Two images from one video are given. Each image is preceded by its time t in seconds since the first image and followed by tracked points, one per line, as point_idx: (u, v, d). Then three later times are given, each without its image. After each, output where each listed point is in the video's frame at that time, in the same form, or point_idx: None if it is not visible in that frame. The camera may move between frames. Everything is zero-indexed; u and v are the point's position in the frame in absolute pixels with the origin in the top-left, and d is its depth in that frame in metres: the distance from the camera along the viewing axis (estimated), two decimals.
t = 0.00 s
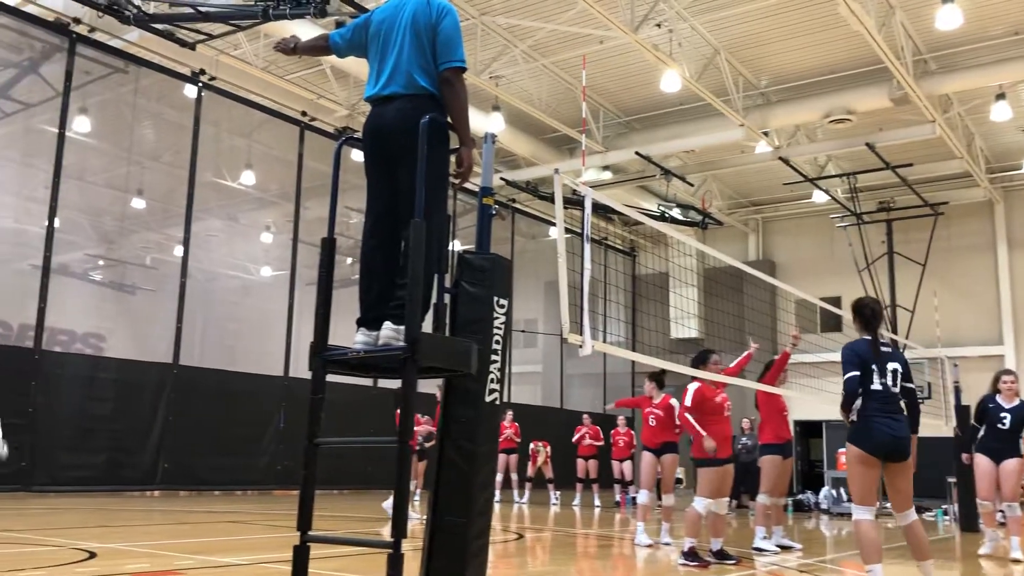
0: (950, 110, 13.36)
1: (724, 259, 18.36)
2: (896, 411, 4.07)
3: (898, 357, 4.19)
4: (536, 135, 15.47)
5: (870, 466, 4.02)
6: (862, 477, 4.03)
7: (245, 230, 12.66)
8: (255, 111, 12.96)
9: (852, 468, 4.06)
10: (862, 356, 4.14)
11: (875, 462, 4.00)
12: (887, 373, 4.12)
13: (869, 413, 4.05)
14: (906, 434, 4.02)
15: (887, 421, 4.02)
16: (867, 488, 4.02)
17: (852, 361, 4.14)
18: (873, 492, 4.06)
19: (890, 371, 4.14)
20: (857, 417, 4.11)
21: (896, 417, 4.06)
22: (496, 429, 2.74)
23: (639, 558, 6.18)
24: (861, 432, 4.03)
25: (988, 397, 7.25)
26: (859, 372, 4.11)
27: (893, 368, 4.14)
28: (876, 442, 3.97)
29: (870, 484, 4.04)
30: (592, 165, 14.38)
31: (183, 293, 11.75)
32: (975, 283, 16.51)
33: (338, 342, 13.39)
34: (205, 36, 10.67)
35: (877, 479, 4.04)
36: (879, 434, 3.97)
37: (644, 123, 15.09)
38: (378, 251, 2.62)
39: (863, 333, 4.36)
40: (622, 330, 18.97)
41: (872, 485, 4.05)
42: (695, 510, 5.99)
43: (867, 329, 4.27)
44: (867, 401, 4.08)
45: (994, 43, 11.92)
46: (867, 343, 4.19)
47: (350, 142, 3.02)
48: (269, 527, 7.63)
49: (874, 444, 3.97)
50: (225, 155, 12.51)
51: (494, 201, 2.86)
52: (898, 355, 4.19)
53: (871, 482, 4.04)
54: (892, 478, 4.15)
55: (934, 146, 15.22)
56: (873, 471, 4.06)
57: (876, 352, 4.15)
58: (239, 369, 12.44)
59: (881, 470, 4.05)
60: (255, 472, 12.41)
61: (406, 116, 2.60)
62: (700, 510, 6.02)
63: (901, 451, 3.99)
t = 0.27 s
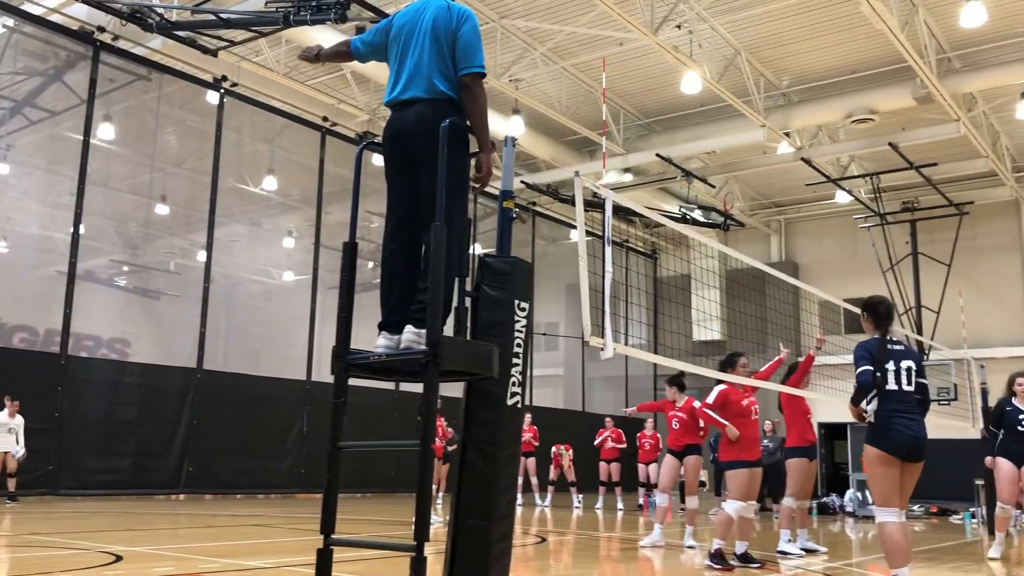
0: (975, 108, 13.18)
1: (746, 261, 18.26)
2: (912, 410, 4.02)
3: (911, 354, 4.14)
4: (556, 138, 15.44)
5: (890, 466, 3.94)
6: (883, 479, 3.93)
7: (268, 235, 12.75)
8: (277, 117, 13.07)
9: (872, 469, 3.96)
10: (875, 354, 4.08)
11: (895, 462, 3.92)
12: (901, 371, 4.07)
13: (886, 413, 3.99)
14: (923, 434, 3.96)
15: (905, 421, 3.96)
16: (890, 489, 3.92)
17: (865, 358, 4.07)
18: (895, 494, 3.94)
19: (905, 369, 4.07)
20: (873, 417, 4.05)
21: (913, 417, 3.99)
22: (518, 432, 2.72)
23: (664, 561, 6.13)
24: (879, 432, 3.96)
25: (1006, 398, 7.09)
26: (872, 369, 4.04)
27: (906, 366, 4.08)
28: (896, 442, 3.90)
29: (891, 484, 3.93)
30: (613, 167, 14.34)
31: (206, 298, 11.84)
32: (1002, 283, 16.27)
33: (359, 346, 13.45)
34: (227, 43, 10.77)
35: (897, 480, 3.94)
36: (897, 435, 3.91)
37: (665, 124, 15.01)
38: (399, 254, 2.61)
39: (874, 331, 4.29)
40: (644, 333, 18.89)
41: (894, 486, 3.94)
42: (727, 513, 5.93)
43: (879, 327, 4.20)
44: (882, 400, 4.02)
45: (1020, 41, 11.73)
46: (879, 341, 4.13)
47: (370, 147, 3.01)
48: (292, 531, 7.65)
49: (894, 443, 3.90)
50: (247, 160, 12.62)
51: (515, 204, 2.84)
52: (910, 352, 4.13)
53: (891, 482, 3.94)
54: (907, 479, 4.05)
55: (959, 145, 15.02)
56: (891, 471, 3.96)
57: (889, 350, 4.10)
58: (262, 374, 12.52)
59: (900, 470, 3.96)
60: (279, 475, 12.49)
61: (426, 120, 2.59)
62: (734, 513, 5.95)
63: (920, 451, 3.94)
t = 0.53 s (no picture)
0: (988, 108, 13.08)
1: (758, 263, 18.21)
2: (920, 412, 4.00)
3: (920, 356, 4.13)
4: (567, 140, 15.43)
5: (897, 467, 3.91)
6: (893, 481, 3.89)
7: (280, 239, 12.81)
8: (289, 121, 13.13)
9: (882, 471, 3.93)
10: (885, 355, 4.08)
11: (902, 464, 3.90)
12: (910, 373, 4.06)
13: (894, 414, 3.98)
14: (931, 435, 3.93)
15: (913, 422, 3.95)
16: (900, 490, 3.87)
17: (875, 359, 4.07)
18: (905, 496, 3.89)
19: (914, 371, 4.06)
20: (881, 418, 4.05)
21: (922, 419, 3.97)
22: (530, 435, 2.71)
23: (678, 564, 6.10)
24: (887, 433, 3.95)
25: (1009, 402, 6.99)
26: (882, 370, 4.03)
27: (915, 368, 4.07)
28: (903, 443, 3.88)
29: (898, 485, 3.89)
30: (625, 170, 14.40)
31: (219, 302, 11.90)
32: (1017, 283, 16.12)
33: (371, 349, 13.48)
34: (238, 48, 10.84)
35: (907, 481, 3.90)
36: (904, 437, 3.89)
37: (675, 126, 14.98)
38: (410, 257, 2.61)
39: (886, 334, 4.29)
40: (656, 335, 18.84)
41: (905, 488, 3.89)
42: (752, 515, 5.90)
43: (891, 329, 4.20)
44: (891, 401, 4.01)
45: None
46: (891, 343, 4.13)
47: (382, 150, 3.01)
48: (305, 534, 7.66)
49: (900, 445, 3.88)
50: (259, 165, 12.68)
51: (526, 207, 2.83)
52: (921, 355, 4.12)
53: (900, 483, 3.89)
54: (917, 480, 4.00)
55: (973, 145, 14.90)
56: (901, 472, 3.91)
57: (899, 351, 4.09)
58: (275, 377, 12.57)
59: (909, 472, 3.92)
60: (291, 478, 12.53)
61: (437, 124, 2.59)
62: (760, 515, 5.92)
63: (928, 453, 3.91)
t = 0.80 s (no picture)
0: (1001, 109, 12.99)
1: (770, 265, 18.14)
2: (929, 416, 3.94)
3: (931, 361, 4.08)
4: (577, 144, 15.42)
5: (903, 472, 3.87)
6: (894, 484, 3.88)
7: (292, 244, 12.86)
8: (300, 126, 13.19)
9: (886, 475, 3.90)
10: (895, 359, 4.01)
11: (908, 468, 3.86)
12: (919, 376, 4.00)
13: (902, 419, 3.92)
14: (939, 440, 3.88)
15: (920, 426, 3.89)
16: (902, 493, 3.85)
17: (885, 363, 4.00)
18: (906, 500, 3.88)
19: (923, 376, 4.00)
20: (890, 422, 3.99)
21: (930, 423, 3.91)
22: (542, 438, 2.70)
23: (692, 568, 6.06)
24: (895, 437, 3.90)
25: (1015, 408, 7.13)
26: (891, 374, 3.96)
27: (925, 372, 4.01)
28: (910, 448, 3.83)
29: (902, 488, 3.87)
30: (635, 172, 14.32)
31: (231, 306, 11.95)
32: None
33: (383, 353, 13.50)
34: (250, 54, 10.89)
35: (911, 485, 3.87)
36: (912, 441, 3.84)
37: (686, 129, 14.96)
38: (421, 262, 2.62)
39: (896, 338, 4.24)
40: (667, 338, 18.79)
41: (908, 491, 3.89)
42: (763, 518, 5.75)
43: (901, 332, 4.16)
44: (899, 406, 3.95)
45: None
46: (901, 346, 4.07)
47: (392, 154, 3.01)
48: (316, 538, 7.67)
49: (907, 449, 3.84)
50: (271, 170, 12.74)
51: (537, 211, 2.82)
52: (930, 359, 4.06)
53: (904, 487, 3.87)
54: (926, 484, 3.95)
55: (986, 146, 14.80)
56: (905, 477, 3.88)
57: (909, 355, 4.03)
58: (287, 382, 12.61)
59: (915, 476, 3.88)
60: (304, 483, 12.56)
61: (448, 128, 2.59)
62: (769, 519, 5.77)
63: (936, 457, 3.86)
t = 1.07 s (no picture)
0: (1009, 110, 12.92)
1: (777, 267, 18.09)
2: (932, 418, 3.95)
3: (934, 363, 4.10)
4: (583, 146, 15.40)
5: (900, 473, 3.90)
6: (888, 483, 3.92)
7: (298, 247, 12.88)
8: (306, 128, 13.22)
9: (879, 473, 3.96)
10: (896, 362, 4.06)
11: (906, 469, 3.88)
12: (921, 378, 4.02)
13: (903, 420, 3.95)
14: (939, 441, 3.88)
15: (922, 428, 3.91)
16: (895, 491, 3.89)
17: (885, 366, 4.05)
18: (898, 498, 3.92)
19: (925, 378, 4.02)
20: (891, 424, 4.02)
21: (932, 424, 3.92)
22: (549, 440, 2.69)
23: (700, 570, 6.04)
24: (895, 439, 3.93)
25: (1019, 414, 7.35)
26: (892, 376, 4.02)
27: (927, 374, 4.03)
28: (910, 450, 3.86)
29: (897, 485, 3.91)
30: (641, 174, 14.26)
31: (238, 308, 11.97)
32: None
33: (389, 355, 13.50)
34: (256, 57, 10.92)
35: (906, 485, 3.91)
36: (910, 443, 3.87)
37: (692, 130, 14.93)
38: (427, 264, 2.62)
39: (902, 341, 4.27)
40: (674, 340, 18.75)
41: (902, 489, 3.93)
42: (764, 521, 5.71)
43: (904, 335, 4.19)
44: (900, 408, 3.98)
45: None
46: (903, 349, 4.11)
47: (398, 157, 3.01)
48: (323, 540, 7.66)
49: (907, 451, 3.86)
50: (277, 172, 12.77)
51: (543, 213, 2.81)
52: (932, 362, 4.08)
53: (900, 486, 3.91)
54: (926, 485, 3.93)
55: (994, 147, 14.73)
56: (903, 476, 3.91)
57: (911, 358, 4.07)
58: (294, 384, 12.62)
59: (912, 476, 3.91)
60: (310, 485, 12.56)
61: (453, 129, 2.59)
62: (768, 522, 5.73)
63: (936, 459, 3.87)
